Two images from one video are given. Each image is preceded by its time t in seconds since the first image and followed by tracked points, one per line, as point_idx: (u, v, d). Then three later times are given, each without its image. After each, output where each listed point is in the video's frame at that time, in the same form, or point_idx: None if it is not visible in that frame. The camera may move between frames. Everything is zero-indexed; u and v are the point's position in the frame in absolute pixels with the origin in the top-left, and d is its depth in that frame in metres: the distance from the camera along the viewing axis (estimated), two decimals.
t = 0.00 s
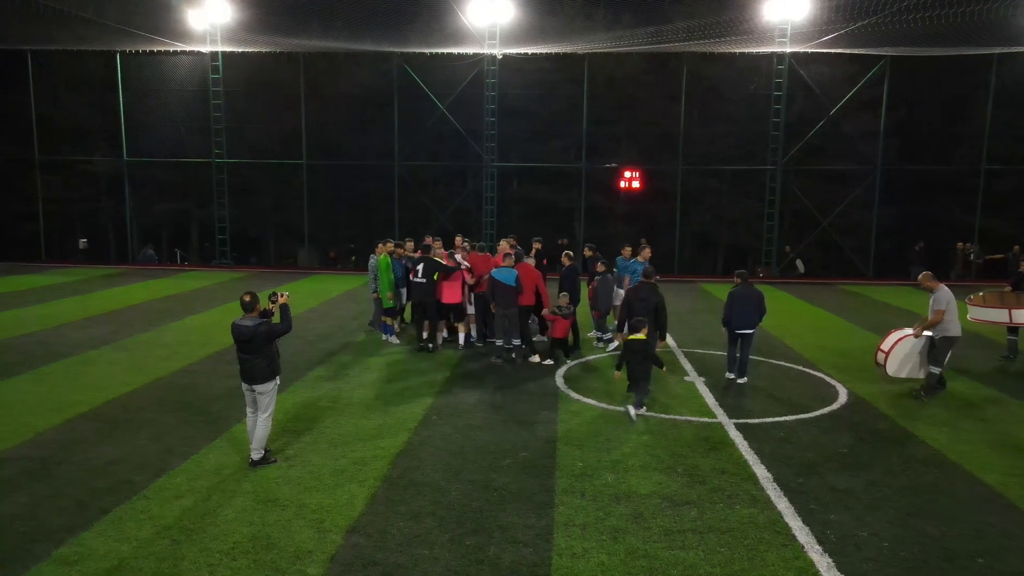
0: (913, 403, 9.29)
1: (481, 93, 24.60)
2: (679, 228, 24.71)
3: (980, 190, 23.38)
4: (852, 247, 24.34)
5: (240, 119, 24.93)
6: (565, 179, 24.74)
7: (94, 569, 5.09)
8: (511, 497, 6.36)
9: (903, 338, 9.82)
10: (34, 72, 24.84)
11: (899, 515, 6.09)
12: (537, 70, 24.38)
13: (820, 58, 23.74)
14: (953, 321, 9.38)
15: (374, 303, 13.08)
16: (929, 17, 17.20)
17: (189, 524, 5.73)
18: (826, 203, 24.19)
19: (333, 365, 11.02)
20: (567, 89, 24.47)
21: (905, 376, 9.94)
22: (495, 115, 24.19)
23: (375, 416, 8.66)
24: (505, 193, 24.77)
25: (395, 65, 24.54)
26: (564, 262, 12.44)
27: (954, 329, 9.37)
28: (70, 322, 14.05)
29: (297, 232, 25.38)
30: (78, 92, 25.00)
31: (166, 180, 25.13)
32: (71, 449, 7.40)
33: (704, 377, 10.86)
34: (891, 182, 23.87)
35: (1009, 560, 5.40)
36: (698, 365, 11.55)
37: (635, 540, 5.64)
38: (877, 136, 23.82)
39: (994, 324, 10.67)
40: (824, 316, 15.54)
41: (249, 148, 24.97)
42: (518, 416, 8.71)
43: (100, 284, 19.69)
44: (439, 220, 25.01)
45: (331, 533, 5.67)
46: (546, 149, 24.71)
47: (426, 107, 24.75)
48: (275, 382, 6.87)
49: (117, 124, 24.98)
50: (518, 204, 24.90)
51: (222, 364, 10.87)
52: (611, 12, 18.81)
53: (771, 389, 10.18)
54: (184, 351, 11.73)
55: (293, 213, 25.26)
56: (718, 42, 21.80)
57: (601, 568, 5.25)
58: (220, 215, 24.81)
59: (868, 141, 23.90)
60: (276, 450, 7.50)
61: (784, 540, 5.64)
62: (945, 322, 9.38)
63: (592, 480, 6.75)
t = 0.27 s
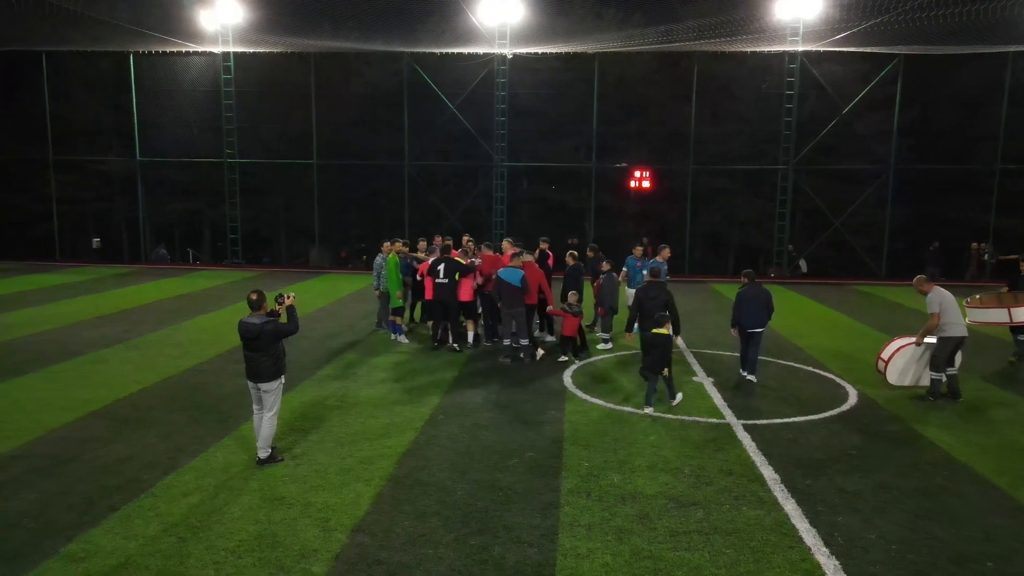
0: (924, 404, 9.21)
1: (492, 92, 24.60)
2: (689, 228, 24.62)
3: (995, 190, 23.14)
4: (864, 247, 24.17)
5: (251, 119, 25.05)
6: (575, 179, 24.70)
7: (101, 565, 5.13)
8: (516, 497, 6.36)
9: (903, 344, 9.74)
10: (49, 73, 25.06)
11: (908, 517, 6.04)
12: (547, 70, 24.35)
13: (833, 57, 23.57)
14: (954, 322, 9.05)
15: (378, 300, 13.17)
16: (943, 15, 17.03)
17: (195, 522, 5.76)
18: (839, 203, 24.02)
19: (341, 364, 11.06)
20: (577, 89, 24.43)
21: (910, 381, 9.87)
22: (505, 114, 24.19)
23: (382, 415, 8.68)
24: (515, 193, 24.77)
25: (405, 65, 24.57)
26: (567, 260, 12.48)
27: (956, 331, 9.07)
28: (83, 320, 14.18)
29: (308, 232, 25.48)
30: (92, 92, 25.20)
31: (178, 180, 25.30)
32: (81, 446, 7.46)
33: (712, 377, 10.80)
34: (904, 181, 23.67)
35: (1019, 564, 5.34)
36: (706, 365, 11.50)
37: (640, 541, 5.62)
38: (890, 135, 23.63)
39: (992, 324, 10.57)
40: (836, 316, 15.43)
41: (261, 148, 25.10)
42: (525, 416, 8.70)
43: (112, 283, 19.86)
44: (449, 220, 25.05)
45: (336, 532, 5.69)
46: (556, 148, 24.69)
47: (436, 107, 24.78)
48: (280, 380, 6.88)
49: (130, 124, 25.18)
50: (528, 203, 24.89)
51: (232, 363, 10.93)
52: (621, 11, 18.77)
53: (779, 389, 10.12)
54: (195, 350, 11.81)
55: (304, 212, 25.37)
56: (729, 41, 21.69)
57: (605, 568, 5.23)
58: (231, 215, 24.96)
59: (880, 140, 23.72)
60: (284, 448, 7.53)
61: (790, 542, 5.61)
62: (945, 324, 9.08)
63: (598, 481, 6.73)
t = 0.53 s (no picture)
0: (936, 406, 9.12)
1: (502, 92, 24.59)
2: (700, 228, 24.52)
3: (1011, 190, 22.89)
4: (877, 247, 23.98)
5: (263, 119, 25.17)
6: (586, 179, 24.66)
7: (107, 562, 5.16)
8: (521, 497, 6.35)
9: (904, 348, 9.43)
10: (64, 74, 25.30)
11: (917, 520, 5.97)
12: (558, 69, 24.31)
13: (846, 55, 23.39)
14: (961, 321, 8.90)
15: (381, 300, 13.23)
16: (957, 13, 16.87)
17: (201, 520, 5.79)
18: (852, 202, 23.84)
19: (350, 363, 11.10)
20: (588, 88, 24.38)
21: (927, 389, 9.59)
22: (516, 114, 24.17)
23: (389, 414, 8.70)
24: (526, 193, 24.76)
25: (416, 65, 24.61)
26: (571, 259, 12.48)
27: (964, 330, 8.90)
28: (96, 319, 14.30)
29: (320, 231, 25.59)
30: (106, 93, 25.41)
31: (190, 180, 25.47)
32: (91, 443, 7.53)
33: (721, 378, 10.74)
34: (918, 181, 23.46)
35: None
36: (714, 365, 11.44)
37: (645, 542, 5.59)
38: (904, 134, 23.42)
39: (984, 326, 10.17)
40: (848, 317, 15.31)
41: (272, 148, 25.22)
42: (532, 416, 8.70)
43: (125, 283, 20.03)
44: (459, 219, 25.08)
45: (341, 531, 5.70)
46: (567, 148, 24.65)
47: (447, 107, 24.81)
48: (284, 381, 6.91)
49: (143, 125, 25.38)
50: (538, 203, 24.88)
51: (242, 362, 10.99)
52: (632, 10, 18.71)
53: (789, 390, 10.06)
54: (205, 349, 11.88)
55: (315, 212, 25.47)
56: (741, 40, 21.58)
57: (609, 569, 5.21)
58: (243, 214, 25.10)
59: (894, 140, 23.51)
60: (291, 447, 7.56)
61: (797, 545, 5.56)
62: (951, 324, 8.94)
63: (604, 481, 6.71)
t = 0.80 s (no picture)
0: (947, 408, 9.02)
1: (513, 92, 24.58)
2: (712, 228, 24.40)
3: None
4: (891, 247, 23.76)
5: (275, 119, 25.28)
6: (597, 179, 24.61)
7: (112, 559, 5.20)
8: (525, 498, 6.34)
9: (909, 350, 9.30)
10: (78, 75, 25.54)
11: (925, 523, 5.91)
12: (569, 69, 24.26)
13: (859, 54, 23.19)
14: (968, 322, 8.81)
15: (383, 300, 13.22)
16: (972, 10, 16.69)
17: (206, 518, 5.82)
18: (865, 202, 23.65)
19: (358, 363, 11.12)
20: (599, 88, 24.32)
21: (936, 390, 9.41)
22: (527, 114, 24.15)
23: (396, 413, 8.71)
24: (536, 193, 24.74)
25: (427, 65, 24.63)
26: (572, 259, 12.49)
27: (972, 331, 8.82)
28: (107, 318, 14.41)
29: (331, 231, 25.68)
30: (120, 93, 25.62)
31: (203, 180, 25.64)
32: (99, 441, 7.59)
33: (729, 378, 10.65)
34: (933, 181, 23.23)
35: None
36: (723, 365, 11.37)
37: (649, 544, 5.56)
38: (918, 134, 23.20)
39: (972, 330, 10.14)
40: (859, 317, 15.19)
41: (284, 148, 25.33)
42: (539, 416, 8.68)
43: (138, 282, 20.19)
44: (470, 219, 25.10)
45: (345, 530, 5.71)
46: (578, 148, 24.61)
47: (458, 107, 24.82)
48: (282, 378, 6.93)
49: (157, 125, 25.57)
50: (549, 203, 24.86)
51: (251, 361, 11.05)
52: (643, 9, 18.66)
53: (798, 391, 9.98)
54: (214, 348, 11.95)
55: (327, 211, 25.58)
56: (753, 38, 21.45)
57: (613, 570, 5.19)
58: (255, 214, 25.25)
59: (909, 139, 23.29)
60: (297, 446, 7.59)
61: (801, 548, 5.51)
62: (958, 325, 8.85)
63: (609, 482, 6.68)
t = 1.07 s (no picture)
0: (956, 409, 8.93)
1: (522, 92, 24.57)
2: (721, 228, 24.30)
3: None
4: (903, 247, 23.58)
5: (285, 119, 25.38)
6: (606, 178, 24.56)
7: (115, 557, 5.23)
8: (527, 498, 6.33)
9: (912, 345, 9.33)
10: (91, 76, 25.75)
11: (930, 526, 5.86)
12: (578, 68, 24.23)
13: (871, 53, 23.01)
14: (972, 321, 8.75)
15: (384, 301, 13.13)
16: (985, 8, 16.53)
17: (209, 517, 5.84)
18: (876, 202, 23.48)
19: (364, 362, 11.14)
20: (608, 87, 24.26)
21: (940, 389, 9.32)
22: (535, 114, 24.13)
23: (400, 413, 8.72)
24: (545, 193, 24.72)
25: (436, 65, 24.66)
26: (571, 259, 12.47)
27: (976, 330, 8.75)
28: (117, 317, 14.52)
29: (341, 231, 25.76)
30: (132, 94, 25.80)
31: (213, 180, 25.78)
32: (105, 439, 7.64)
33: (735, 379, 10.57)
34: (945, 180, 23.03)
35: None
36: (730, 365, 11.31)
37: (651, 545, 5.53)
38: (930, 133, 23.00)
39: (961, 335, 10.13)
40: (869, 318, 15.08)
41: (294, 147, 25.43)
42: (544, 416, 8.66)
43: (148, 281, 20.34)
44: (479, 219, 25.11)
45: (346, 529, 5.72)
46: (586, 148, 24.56)
47: (467, 107, 24.83)
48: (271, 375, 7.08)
49: (168, 125, 25.74)
50: (558, 203, 24.83)
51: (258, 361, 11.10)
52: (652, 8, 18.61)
53: (806, 391, 9.90)
54: (222, 347, 12.01)
55: (336, 211, 25.65)
56: (763, 37, 21.35)
57: (614, 572, 5.17)
58: (265, 214, 25.36)
59: (921, 138, 23.09)
60: (301, 445, 7.61)
61: (804, 550, 5.47)
62: (961, 325, 8.80)
63: (613, 483, 6.65)
